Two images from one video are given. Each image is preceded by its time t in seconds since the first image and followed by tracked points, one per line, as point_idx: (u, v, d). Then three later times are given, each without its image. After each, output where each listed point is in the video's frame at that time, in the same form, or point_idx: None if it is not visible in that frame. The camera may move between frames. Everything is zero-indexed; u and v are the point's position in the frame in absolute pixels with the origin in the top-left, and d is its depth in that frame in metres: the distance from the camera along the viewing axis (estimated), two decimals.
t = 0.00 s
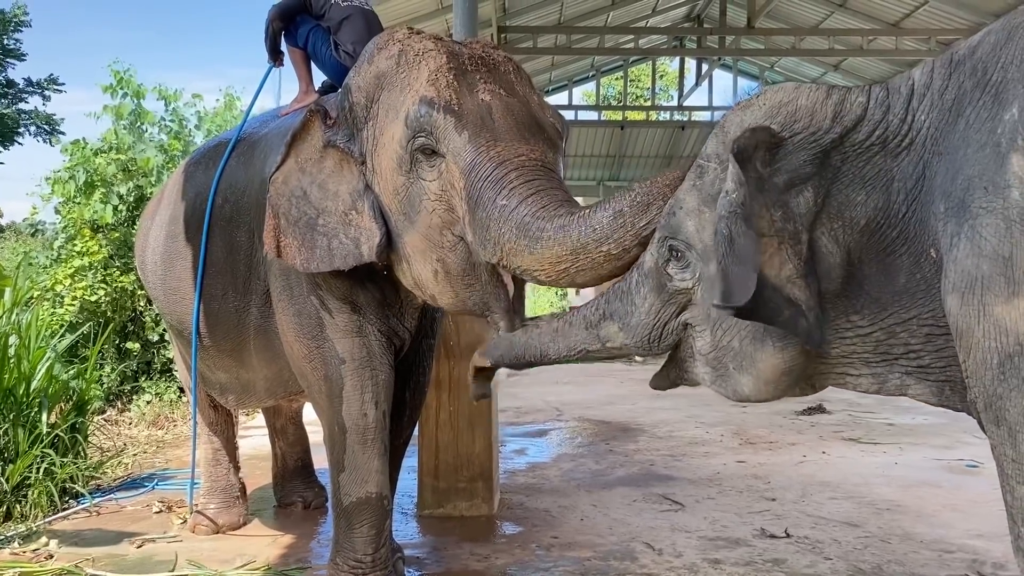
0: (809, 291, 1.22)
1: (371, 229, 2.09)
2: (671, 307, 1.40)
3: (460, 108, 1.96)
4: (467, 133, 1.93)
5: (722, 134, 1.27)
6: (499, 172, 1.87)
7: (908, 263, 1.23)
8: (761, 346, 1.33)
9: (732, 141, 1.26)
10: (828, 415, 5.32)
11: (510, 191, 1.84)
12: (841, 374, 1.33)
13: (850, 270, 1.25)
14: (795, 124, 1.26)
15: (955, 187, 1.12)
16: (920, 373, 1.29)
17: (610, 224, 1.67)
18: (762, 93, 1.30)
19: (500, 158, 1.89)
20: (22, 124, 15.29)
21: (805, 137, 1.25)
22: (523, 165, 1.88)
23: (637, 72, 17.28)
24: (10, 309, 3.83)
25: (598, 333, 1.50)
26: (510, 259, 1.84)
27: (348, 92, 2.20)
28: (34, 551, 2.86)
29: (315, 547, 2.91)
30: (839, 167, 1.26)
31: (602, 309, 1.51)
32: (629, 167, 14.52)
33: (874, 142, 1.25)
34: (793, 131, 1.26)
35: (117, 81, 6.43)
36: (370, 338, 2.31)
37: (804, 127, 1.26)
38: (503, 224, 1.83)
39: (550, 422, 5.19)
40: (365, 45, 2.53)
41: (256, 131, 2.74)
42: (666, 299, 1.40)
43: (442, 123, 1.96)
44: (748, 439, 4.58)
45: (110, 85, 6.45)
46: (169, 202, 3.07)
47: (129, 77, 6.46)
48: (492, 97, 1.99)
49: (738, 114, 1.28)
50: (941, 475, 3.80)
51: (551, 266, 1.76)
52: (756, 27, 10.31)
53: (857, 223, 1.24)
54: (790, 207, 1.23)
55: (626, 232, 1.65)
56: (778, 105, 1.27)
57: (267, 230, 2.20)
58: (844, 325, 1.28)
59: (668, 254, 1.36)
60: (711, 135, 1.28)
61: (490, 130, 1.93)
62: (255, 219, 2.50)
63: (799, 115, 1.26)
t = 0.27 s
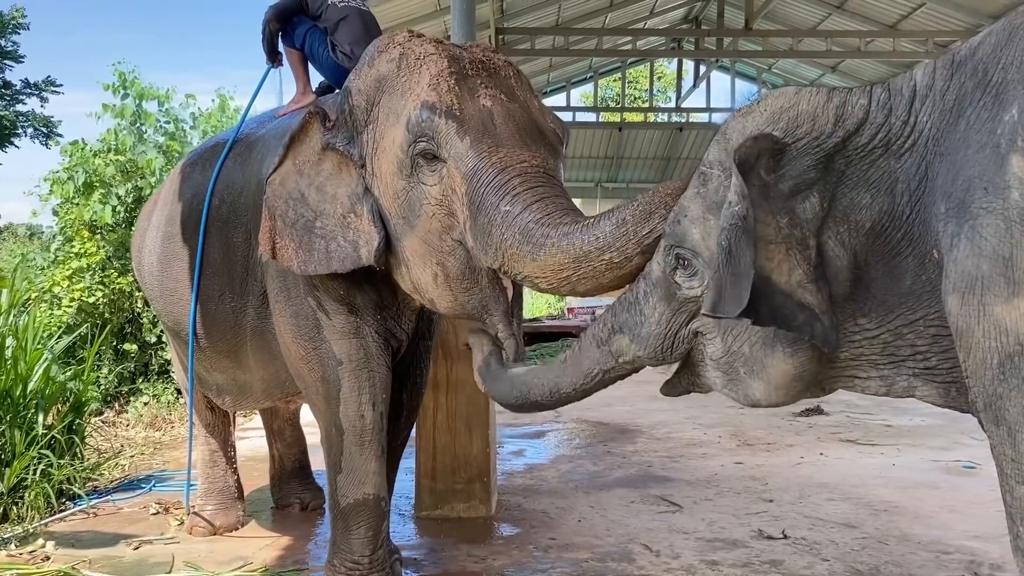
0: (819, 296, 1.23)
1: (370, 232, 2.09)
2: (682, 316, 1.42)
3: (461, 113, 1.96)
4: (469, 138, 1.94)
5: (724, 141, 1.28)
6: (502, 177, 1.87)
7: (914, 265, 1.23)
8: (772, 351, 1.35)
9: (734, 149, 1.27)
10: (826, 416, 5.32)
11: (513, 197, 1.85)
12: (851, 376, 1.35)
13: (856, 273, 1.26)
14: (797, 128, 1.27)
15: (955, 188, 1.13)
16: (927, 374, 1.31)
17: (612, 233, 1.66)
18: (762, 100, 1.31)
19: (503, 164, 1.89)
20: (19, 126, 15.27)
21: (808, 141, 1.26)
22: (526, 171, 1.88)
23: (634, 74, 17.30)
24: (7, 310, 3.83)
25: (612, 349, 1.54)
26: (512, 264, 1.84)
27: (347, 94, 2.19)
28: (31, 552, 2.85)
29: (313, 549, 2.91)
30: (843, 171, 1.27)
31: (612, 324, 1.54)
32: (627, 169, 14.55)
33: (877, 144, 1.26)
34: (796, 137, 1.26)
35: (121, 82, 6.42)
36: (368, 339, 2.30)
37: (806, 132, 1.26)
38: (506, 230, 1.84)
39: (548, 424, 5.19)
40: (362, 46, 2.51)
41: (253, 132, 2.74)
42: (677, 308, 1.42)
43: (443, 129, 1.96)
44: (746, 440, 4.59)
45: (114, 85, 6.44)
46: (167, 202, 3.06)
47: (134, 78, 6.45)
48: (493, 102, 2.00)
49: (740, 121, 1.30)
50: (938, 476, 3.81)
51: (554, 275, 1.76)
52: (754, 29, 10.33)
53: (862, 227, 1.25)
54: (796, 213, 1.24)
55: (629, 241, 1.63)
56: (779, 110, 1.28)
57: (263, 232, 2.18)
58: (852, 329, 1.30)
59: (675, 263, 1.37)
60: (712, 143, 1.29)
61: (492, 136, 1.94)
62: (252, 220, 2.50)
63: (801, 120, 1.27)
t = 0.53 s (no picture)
0: (829, 304, 1.26)
1: (369, 236, 2.10)
2: (690, 326, 1.40)
3: (462, 121, 1.96)
4: (471, 146, 1.93)
5: (725, 153, 1.30)
6: (503, 186, 1.87)
7: (917, 268, 1.24)
8: (783, 359, 1.38)
9: (734, 158, 1.28)
10: (823, 417, 5.33)
11: (515, 208, 1.85)
12: (864, 381, 1.36)
13: (862, 278, 1.27)
14: (798, 138, 1.28)
15: (953, 190, 1.14)
16: (934, 377, 1.34)
17: (608, 248, 1.68)
18: (759, 109, 1.32)
19: (504, 173, 1.89)
20: (16, 127, 15.24)
21: (809, 151, 1.27)
22: (528, 180, 1.88)
23: (632, 75, 17.31)
24: (4, 311, 3.82)
25: (622, 367, 1.51)
26: (512, 274, 1.84)
27: (348, 99, 2.20)
28: (26, 554, 2.85)
29: (310, 550, 2.91)
30: (846, 178, 1.28)
31: (618, 342, 1.51)
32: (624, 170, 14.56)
33: (877, 151, 1.28)
34: (798, 146, 1.28)
35: (121, 83, 6.42)
36: (364, 340, 2.30)
37: (808, 141, 1.28)
38: (507, 242, 1.84)
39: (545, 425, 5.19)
40: (359, 46, 2.53)
41: (249, 133, 2.73)
42: (683, 319, 1.40)
43: (445, 137, 1.96)
44: (743, 441, 4.59)
45: (114, 86, 6.44)
46: (162, 202, 3.05)
47: (135, 79, 6.44)
48: (494, 109, 2.00)
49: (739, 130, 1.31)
50: (935, 477, 3.81)
51: (555, 287, 1.76)
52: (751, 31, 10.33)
53: (865, 231, 1.26)
54: (804, 224, 1.25)
55: (624, 254, 1.65)
56: (779, 120, 1.29)
57: (258, 235, 2.19)
58: (862, 334, 1.30)
59: (678, 275, 1.36)
60: (712, 155, 1.30)
61: (494, 145, 1.93)
62: (249, 221, 2.50)
63: (801, 130, 1.29)
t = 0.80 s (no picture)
0: (829, 307, 1.25)
1: (365, 239, 2.10)
2: (693, 338, 1.41)
3: (463, 128, 1.96)
4: (471, 154, 1.93)
5: (716, 159, 1.30)
6: (503, 196, 1.87)
7: (915, 269, 1.24)
8: (795, 362, 1.34)
9: (726, 165, 1.29)
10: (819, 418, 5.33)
11: (515, 217, 1.85)
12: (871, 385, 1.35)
13: (865, 283, 1.26)
14: (789, 145, 1.30)
15: (949, 190, 1.13)
16: (937, 380, 1.33)
17: (608, 261, 1.67)
18: (749, 117, 1.34)
19: (504, 183, 1.89)
20: (11, 128, 15.20)
21: (802, 158, 1.28)
22: (528, 190, 1.88)
23: (628, 76, 17.33)
24: None
25: (628, 386, 1.51)
26: (512, 284, 1.85)
27: (347, 101, 2.20)
28: (21, 555, 2.84)
29: (305, 551, 2.90)
30: (841, 183, 1.28)
31: (624, 360, 1.52)
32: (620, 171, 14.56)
33: (873, 155, 1.28)
34: (789, 153, 1.29)
35: (115, 83, 6.41)
36: (360, 341, 2.29)
37: (802, 148, 1.29)
38: (508, 252, 1.84)
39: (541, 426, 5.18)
40: (355, 46, 2.53)
41: (244, 133, 2.72)
42: (686, 331, 1.41)
43: (445, 145, 1.96)
44: (739, 442, 4.59)
45: (108, 86, 6.43)
46: (157, 201, 3.04)
47: (129, 79, 6.44)
48: (495, 116, 1.99)
49: (728, 139, 1.32)
50: (931, 478, 3.82)
51: (556, 298, 1.77)
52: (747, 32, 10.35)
53: (862, 234, 1.26)
54: (798, 227, 1.25)
55: (624, 267, 1.65)
56: (770, 127, 1.31)
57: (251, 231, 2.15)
58: (867, 338, 1.30)
59: (678, 287, 1.37)
60: (704, 162, 1.31)
61: (494, 153, 1.93)
62: (245, 222, 2.49)
63: (792, 138, 1.30)
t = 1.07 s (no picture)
0: (822, 315, 1.25)
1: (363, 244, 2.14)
2: (693, 347, 1.43)
3: (464, 135, 1.95)
4: (472, 161, 1.91)
5: (713, 169, 1.33)
6: (504, 204, 1.86)
7: (912, 274, 1.24)
8: (790, 369, 1.38)
9: (723, 174, 1.31)
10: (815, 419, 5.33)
11: (516, 226, 1.83)
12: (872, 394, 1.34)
13: (863, 290, 1.26)
14: (785, 153, 1.30)
15: (946, 192, 1.13)
16: (937, 386, 1.31)
17: (612, 270, 1.65)
18: (746, 127, 1.36)
19: (504, 191, 1.87)
20: (6, 128, 15.15)
21: (798, 165, 1.29)
22: (527, 198, 1.86)
23: (624, 77, 17.33)
24: None
25: (629, 394, 1.52)
26: (512, 292, 1.83)
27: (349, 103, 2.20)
28: (15, 557, 2.83)
29: (301, 551, 2.90)
30: (836, 189, 1.29)
31: (625, 368, 1.53)
32: (616, 172, 14.56)
33: (869, 161, 1.28)
34: (785, 161, 1.29)
35: (106, 83, 6.40)
36: (356, 342, 2.28)
37: (796, 155, 1.30)
38: (508, 261, 1.83)
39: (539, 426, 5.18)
40: (351, 45, 2.53)
41: (239, 131, 2.71)
42: (685, 340, 1.43)
43: (446, 151, 1.94)
44: (735, 443, 4.59)
45: (99, 86, 6.42)
46: (152, 201, 3.04)
47: (119, 79, 6.42)
48: (495, 123, 1.98)
49: (725, 148, 1.34)
50: (926, 478, 3.82)
51: (557, 308, 1.74)
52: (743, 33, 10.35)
53: (859, 239, 1.26)
54: (792, 235, 1.26)
55: (627, 276, 1.63)
56: (766, 136, 1.33)
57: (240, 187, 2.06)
58: (865, 346, 1.29)
59: (675, 295, 1.36)
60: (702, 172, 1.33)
61: (495, 161, 1.92)
62: (240, 222, 2.48)
63: (787, 146, 1.31)
